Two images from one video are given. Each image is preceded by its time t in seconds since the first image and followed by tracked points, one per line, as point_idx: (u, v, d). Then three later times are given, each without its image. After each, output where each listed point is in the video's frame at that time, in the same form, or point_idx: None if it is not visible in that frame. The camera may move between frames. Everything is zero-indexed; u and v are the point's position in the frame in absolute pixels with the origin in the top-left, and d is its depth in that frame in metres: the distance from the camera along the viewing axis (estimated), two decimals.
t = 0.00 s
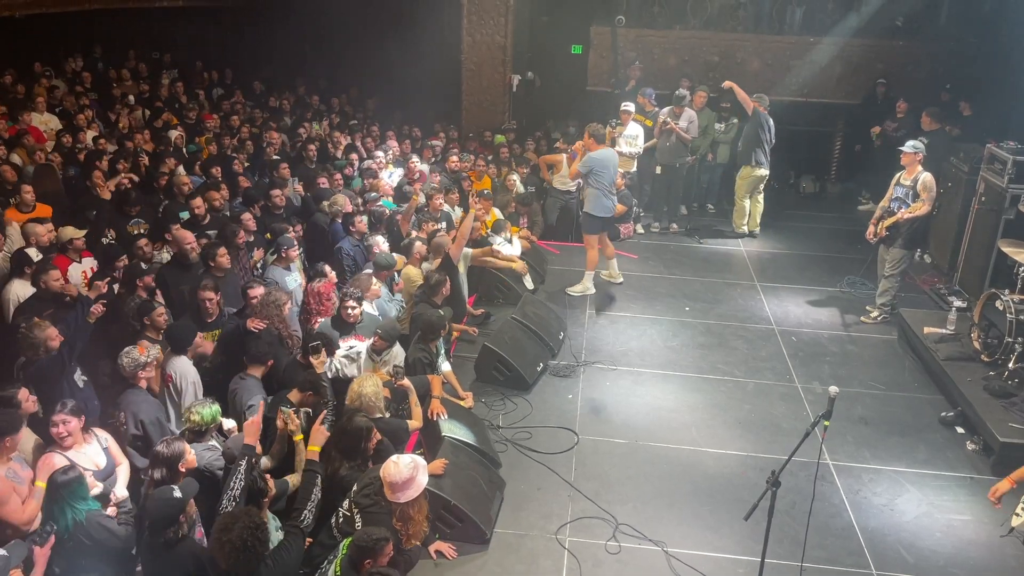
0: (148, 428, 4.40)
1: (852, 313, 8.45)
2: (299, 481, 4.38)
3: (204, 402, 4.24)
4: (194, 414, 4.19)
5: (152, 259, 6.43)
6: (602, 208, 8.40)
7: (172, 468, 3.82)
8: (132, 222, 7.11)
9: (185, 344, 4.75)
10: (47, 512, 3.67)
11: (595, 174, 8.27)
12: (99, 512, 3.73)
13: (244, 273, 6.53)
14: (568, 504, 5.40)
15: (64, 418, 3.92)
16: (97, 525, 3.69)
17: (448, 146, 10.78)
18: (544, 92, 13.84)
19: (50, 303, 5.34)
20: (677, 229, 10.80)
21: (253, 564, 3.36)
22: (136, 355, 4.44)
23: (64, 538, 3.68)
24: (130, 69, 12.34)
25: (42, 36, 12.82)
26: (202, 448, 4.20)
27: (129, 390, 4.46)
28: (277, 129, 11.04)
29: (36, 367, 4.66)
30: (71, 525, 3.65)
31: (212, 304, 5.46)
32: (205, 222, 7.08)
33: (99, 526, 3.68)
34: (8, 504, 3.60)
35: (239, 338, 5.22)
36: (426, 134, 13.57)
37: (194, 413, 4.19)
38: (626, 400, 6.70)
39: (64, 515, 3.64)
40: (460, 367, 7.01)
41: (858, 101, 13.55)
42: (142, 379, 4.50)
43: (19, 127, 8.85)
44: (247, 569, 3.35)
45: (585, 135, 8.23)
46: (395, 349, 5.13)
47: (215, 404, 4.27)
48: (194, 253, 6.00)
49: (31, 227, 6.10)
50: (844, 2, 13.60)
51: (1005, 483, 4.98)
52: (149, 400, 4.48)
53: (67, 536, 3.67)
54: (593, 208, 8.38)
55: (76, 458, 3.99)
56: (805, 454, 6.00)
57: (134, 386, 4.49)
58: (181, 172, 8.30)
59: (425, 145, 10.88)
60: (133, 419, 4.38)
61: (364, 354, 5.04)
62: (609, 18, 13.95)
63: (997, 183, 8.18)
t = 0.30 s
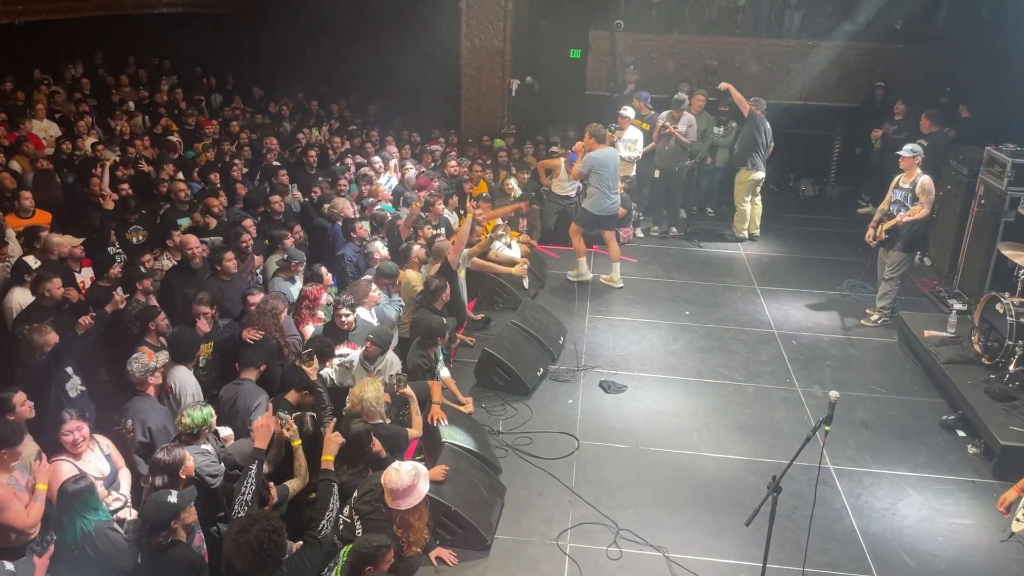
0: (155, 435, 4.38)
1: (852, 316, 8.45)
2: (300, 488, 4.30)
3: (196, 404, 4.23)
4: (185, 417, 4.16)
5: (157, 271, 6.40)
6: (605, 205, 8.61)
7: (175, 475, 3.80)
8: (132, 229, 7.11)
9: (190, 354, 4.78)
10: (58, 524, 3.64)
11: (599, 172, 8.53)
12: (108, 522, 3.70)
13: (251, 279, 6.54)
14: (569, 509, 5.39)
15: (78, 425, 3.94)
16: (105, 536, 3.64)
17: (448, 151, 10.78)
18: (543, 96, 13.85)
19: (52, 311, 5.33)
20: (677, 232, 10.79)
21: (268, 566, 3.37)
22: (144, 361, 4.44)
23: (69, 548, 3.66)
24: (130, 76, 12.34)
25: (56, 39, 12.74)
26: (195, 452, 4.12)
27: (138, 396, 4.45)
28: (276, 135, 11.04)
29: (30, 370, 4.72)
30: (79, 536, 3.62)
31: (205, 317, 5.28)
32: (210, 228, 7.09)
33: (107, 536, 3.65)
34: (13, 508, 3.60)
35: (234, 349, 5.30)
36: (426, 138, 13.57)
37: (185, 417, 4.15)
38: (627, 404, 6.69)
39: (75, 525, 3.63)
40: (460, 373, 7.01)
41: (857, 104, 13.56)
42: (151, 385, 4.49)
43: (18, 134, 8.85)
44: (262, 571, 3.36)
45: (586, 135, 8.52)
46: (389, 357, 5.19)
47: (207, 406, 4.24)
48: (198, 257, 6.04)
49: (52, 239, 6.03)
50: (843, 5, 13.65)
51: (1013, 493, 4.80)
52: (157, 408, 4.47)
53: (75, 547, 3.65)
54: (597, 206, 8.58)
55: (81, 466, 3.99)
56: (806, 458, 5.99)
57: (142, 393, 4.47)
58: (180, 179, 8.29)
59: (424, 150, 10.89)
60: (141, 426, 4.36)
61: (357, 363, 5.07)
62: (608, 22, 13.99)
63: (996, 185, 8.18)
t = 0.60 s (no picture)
0: (160, 446, 4.36)
1: (853, 323, 8.43)
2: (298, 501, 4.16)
3: (189, 416, 4.24)
4: (178, 430, 4.18)
5: (160, 293, 6.33)
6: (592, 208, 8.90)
7: (175, 487, 3.80)
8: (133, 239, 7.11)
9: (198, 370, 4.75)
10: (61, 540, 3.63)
11: (585, 176, 8.79)
12: (111, 540, 3.68)
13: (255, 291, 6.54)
14: (571, 520, 5.36)
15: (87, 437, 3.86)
16: (109, 552, 3.65)
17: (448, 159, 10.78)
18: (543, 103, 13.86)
19: (52, 324, 5.27)
20: (677, 239, 10.78)
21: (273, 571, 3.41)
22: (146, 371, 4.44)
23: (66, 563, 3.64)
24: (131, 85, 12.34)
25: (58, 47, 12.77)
26: (197, 461, 4.21)
27: (142, 407, 4.44)
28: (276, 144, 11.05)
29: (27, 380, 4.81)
30: (81, 552, 3.61)
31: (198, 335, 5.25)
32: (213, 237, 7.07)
33: (110, 554, 3.65)
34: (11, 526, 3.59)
35: (224, 370, 5.13)
36: (425, 146, 13.57)
37: (178, 429, 4.18)
38: (629, 413, 6.67)
39: (78, 540, 3.61)
40: (461, 382, 6.99)
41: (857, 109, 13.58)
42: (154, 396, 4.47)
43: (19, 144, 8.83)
44: None
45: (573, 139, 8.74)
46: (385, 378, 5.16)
47: (201, 416, 4.26)
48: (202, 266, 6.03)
49: (69, 251, 6.06)
50: (843, 12, 13.71)
51: None
52: (161, 419, 4.46)
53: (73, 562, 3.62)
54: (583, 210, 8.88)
55: (95, 475, 3.95)
56: (810, 467, 5.96)
57: (145, 403, 4.47)
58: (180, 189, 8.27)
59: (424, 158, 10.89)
60: (148, 437, 4.35)
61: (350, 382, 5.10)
62: (607, 30, 14.03)
63: (997, 192, 8.17)
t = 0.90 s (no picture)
0: (148, 460, 4.35)
1: (852, 330, 8.40)
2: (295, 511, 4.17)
3: (187, 433, 4.25)
4: (176, 448, 4.18)
5: (157, 306, 6.29)
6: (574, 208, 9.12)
7: (172, 500, 3.74)
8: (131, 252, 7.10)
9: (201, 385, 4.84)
10: (61, 552, 3.57)
11: (570, 176, 8.98)
12: (109, 553, 3.62)
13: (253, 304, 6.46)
14: (571, 532, 5.33)
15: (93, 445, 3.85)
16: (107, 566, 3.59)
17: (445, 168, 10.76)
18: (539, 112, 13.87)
19: (48, 338, 5.25)
20: (675, 247, 10.77)
21: None
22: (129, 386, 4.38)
23: None
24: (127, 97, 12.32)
25: (54, 56, 12.78)
26: (201, 478, 4.17)
27: (125, 423, 4.39)
28: (273, 155, 11.03)
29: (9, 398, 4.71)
30: (79, 564, 3.56)
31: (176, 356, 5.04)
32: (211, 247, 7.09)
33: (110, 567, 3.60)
34: (13, 539, 3.55)
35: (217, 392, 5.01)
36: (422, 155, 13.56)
37: (177, 448, 4.18)
38: (628, 423, 6.64)
39: (79, 552, 3.56)
40: (460, 393, 6.94)
41: (853, 116, 13.60)
42: (135, 411, 4.42)
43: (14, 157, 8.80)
44: None
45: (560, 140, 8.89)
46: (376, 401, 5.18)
47: (199, 433, 4.26)
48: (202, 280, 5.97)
49: (69, 267, 5.93)
50: (838, 19, 13.73)
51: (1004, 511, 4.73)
52: (147, 434, 4.41)
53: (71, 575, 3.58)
54: (565, 210, 9.12)
55: (103, 484, 3.95)
56: (811, 476, 5.93)
57: (126, 420, 4.41)
58: (175, 200, 8.23)
59: (421, 167, 10.86)
60: (131, 455, 4.32)
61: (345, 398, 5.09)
62: (603, 38, 14.05)
63: (995, 199, 8.16)
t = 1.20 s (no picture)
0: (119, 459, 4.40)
1: (847, 339, 8.41)
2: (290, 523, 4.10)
3: (188, 454, 4.19)
4: (177, 470, 4.13)
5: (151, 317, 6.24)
6: (560, 210, 9.16)
7: (161, 516, 3.71)
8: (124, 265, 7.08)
9: (196, 402, 4.74)
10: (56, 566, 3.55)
11: (557, 180, 9.00)
12: (107, 561, 3.64)
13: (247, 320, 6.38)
14: (567, 544, 5.29)
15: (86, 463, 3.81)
16: None
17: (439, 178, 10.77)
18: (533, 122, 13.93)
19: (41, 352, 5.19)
20: (669, 256, 10.79)
21: None
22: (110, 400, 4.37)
23: None
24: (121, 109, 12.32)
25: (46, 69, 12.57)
26: (201, 501, 4.11)
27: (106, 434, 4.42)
28: (266, 167, 11.03)
29: None
30: None
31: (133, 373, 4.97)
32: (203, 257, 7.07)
33: None
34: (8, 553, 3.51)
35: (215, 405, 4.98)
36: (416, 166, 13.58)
37: (177, 469, 4.12)
38: (624, 433, 6.61)
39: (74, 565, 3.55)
40: (455, 405, 6.92)
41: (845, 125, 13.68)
42: (118, 423, 4.43)
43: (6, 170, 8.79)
44: None
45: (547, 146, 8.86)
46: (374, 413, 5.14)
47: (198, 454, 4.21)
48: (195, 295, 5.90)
49: (70, 278, 6.07)
50: (830, 29, 13.86)
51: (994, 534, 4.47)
52: (125, 438, 4.44)
53: None
54: (552, 213, 9.15)
55: (95, 502, 3.91)
56: (808, 486, 5.92)
57: (108, 430, 4.43)
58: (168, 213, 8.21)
59: (415, 178, 10.88)
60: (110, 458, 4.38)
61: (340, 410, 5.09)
62: (597, 49, 14.14)
63: (987, 206, 8.18)
